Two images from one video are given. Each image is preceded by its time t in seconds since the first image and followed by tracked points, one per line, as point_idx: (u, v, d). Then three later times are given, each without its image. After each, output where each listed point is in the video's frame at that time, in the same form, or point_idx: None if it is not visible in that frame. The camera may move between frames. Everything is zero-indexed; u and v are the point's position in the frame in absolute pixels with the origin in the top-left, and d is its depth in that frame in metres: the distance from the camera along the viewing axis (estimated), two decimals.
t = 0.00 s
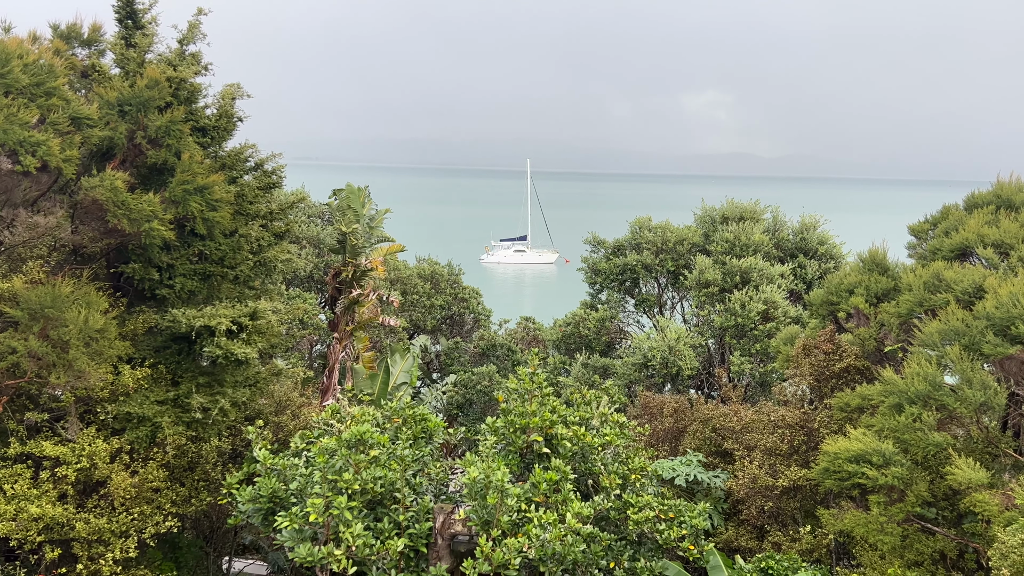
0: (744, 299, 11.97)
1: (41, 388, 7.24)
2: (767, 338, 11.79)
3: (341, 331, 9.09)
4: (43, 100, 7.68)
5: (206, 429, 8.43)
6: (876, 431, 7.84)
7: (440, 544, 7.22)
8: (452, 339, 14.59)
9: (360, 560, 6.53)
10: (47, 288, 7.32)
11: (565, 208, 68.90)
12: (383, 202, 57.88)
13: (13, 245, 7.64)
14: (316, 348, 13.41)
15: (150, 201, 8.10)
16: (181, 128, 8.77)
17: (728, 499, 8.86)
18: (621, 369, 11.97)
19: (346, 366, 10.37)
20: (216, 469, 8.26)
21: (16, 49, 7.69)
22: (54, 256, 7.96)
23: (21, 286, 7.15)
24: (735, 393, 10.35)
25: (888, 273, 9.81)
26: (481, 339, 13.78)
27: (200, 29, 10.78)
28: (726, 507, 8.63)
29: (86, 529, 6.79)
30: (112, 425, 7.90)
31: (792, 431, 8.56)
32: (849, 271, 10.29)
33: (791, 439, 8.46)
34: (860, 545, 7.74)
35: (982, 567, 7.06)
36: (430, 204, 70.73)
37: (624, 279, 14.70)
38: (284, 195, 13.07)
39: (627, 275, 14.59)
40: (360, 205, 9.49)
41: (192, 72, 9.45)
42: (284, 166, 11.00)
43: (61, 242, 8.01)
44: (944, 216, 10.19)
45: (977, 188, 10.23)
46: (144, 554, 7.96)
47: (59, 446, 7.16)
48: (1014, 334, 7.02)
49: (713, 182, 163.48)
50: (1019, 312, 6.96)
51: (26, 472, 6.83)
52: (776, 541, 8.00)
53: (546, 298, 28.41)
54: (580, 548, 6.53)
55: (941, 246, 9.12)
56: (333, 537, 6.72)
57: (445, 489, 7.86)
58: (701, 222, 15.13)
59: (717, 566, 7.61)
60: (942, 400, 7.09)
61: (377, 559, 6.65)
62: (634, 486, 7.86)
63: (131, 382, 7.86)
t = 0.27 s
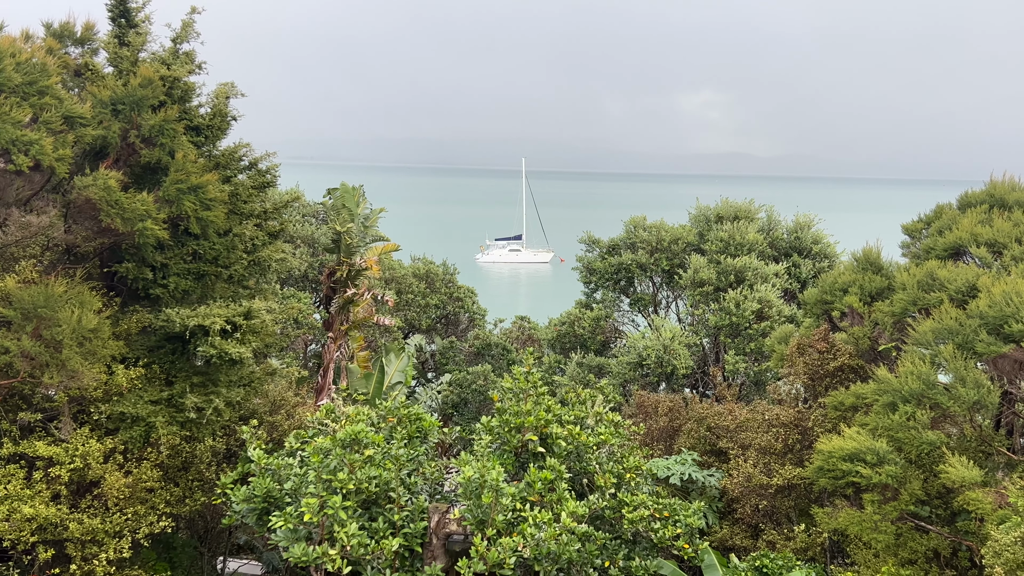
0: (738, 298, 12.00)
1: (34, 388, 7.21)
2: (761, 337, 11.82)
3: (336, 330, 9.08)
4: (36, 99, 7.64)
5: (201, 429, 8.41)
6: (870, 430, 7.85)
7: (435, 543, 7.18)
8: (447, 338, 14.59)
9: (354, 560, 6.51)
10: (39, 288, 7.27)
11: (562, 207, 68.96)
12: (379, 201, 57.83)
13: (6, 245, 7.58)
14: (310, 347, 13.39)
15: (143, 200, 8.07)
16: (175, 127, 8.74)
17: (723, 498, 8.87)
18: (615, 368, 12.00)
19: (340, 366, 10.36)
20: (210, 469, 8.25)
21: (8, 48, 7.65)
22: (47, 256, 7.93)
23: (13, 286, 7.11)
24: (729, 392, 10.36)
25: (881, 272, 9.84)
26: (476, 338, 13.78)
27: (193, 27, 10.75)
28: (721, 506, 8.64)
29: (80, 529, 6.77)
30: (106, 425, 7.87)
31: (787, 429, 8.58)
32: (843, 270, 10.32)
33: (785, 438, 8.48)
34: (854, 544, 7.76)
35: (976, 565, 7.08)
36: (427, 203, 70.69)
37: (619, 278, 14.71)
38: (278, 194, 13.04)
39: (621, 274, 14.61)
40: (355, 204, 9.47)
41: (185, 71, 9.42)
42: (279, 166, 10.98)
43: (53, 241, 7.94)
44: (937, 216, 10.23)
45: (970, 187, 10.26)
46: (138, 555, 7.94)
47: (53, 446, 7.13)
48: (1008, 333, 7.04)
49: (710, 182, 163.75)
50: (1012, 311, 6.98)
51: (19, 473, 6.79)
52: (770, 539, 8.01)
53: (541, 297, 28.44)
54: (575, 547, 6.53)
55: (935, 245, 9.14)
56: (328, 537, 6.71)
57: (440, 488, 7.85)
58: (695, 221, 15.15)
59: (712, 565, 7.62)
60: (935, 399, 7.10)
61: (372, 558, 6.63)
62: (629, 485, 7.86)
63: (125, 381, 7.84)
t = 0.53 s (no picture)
0: (733, 297, 12.02)
1: (27, 388, 7.18)
2: (756, 336, 11.84)
3: (331, 330, 9.07)
4: (30, 98, 7.61)
5: (195, 428, 8.40)
6: (864, 429, 7.87)
7: (431, 543, 7.25)
8: (443, 337, 14.59)
9: (349, 559, 6.50)
10: (33, 288, 7.24)
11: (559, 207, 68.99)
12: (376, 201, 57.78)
13: None
14: (305, 347, 13.38)
15: (138, 199, 8.04)
16: (169, 126, 8.72)
17: (718, 497, 8.88)
18: (611, 367, 12.04)
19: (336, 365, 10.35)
20: (205, 469, 8.23)
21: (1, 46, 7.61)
22: (41, 255, 7.90)
23: (6, 286, 7.07)
24: (724, 391, 10.38)
25: (876, 271, 9.86)
26: (472, 337, 13.78)
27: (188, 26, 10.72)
28: (716, 504, 8.65)
29: (74, 529, 6.74)
30: (100, 425, 7.85)
31: (781, 428, 8.59)
32: (838, 269, 10.34)
33: (779, 436, 8.50)
34: (848, 542, 7.78)
35: (970, 563, 7.11)
36: (424, 203, 70.63)
37: (614, 277, 14.71)
38: (273, 194, 13.02)
39: (617, 274, 14.62)
40: (350, 203, 9.47)
41: (180, 70, 9.40)
42: (273, 165, 10.97)
43: (47, 241, 8.00)
44: (931, 215, 10.26)
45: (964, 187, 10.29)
46: (133, 555, 7.91)
47: (47, 446, 7.11)
48: (1001, 332, 7.06)
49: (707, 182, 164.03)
50: (1005, 310, 7.00)
51: (12, 473, 6.77)
52: (765, 538, 8.03)
53: (537, 296, 28.46)
54: (570, 547, 6.54)
55: (929, 244, 9.17)
56: (323, 536, 6.70)
57: (436, 488, 7.85)
58: (690, 220, 15.17)
59: (707, 564, 7.62)
60: (929, 398, 7.11)
61: (367, 558, 6.62)
62: (624, 484, 7.87)
63: (119, 381, 7.81)
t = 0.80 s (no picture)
0: (729, 296, 12.04)
1: (21, 388, 7.15)
2: (752, 336, 11.86)
3: (326, 330, 9.05)
4: (24, 97, 7.58)
5: (190, 428, 8.38)
6: (859, 428, 7.89)
7: (426, 543, 7.18)
8: (438, 337, 14.59)
9: (344, 559, 6.49)
10: (27, 287, 7.21)
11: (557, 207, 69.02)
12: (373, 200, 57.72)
13: None
14: (300, 346, 13.36)
15: (132, 198, 8.02)
16: (163, 125, 8.70)
17: (713, 496, 8.89)
18: (606, 367, 12.13)
19: (331, 365, 10.33)
20: (200, 469, 8.21)
21: None
22: (35, 255, 7.87)
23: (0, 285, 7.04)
24: (719, 390, 10.39)
25: (870, 270, 9.88)
26: (468, 337, 13.78)
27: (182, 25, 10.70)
28: (711, 504, 8.66)
29: (68, 530, 6.72)
30: (95, 425, 7.82)
31: (777, 428, 8.60)
32: (833, 268, 10.36)
33: (775, 436, 8.51)
34: (844, 541, 7.79)
35: (964, 562, 7.12)
36: (421, 203, 70.59)
37: (609, 277, 14.72)
38: (268, 193, 13.00)
39: (613, 273, 14.63)
40: (345, 203, 9.46)
41: (175, 68, 9.38)
42: (268, 164, 10.96)
43: (41, 240, 7.90)
44: (926, 215, 10.28)
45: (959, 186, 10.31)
46: (127, 555, 7.89)
47: (40, 446, 7.08)
48: (995, 331, 7.07)
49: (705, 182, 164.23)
50: (999, 309, 7.02)
51: (6, 473, 6.74)
52: (761, 537, 8.04)
53: (533, 296, 28.47)
54: (566, 546, 6.54)
55: (923, 244, 9.19)
56: (318, 536, 6.69)
57: (431, 488, 7.84)
58: (686, 220, 15.18)
59: (702, 563, 7.62)
60: (924, 397, 7.11)
61: (362, 558, 6.60)
62: (620, 484, 7.87)
63: (114, 381, 7.79)
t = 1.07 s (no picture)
0: (725, 296, 12.05)
1: (16, 388, 7.13)
2: (747, 335, 11.88)
3: (322, 329, 9.05)
4: (19, 96, 7.55)
5: (186, 428, 8.36)
6: (854, 427, 7.90)
7: (421, 543, 6.97)
8: (435, 337, 14.59)
9: (340, 559, 6.49)
10: (21, 287, 7.18)
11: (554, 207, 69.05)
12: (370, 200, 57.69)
13: None
14: (296, 346, 13.35)
15: (127, 198, 8.00)
16: (159, 124, 8.68)
17: (709, 496, 8.90)
18: (602, 366, 12.10)
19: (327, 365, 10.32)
20: (196, 469, 8.20)
21: None
22: (30, 255, 7.85)
23: None
24: (715, 390, 10.40)
25: (866, 270, 9.90)
26: (464, 337, 13.78)
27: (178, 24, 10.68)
28: (707, 503, 8.66)
29: (63, 530, 6.70)
30: (90, 426, 7.80)
31: (772, 427, 8.62)
32: (829, 268, 10.38)
33: (771, 435, 8.52)
34: (839, 541, 7.80)
35: (959, 561, 7.14)
36: (419, 202, 70.56)
37: (606, 277, 14.73)
38: (264, 193, 12.98)
39: (609, 273, 14.63)
40: (341, 203, 9.45)
41: (170, 68, 9.36)
42: (264, 164, 10.95)
43: (35, 239, 8.00)
44: (921, 215, 10.30)
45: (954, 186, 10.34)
46: (123, 556, 7.86)
47: (36, 446, 7.06)
48: (990, 330, 7.09)
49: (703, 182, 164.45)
50: (994, 308, 7.03)
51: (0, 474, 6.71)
52: (756, 536, 8.05)
53: (529, 296, 28.49)
54: (562, 546, 6.54)
55: (919, 243, 9.21)
56: (314, 536, 6.68)
57: (427, 487, 7.83)
58: (682, 219, 15.20)
59: (698, 563, 7.62)
60: (919, 396, 7.12)
61: (359, 558, 6.58)
62: (616, 483, 7.88)
63: (109, 381, 7.77)
